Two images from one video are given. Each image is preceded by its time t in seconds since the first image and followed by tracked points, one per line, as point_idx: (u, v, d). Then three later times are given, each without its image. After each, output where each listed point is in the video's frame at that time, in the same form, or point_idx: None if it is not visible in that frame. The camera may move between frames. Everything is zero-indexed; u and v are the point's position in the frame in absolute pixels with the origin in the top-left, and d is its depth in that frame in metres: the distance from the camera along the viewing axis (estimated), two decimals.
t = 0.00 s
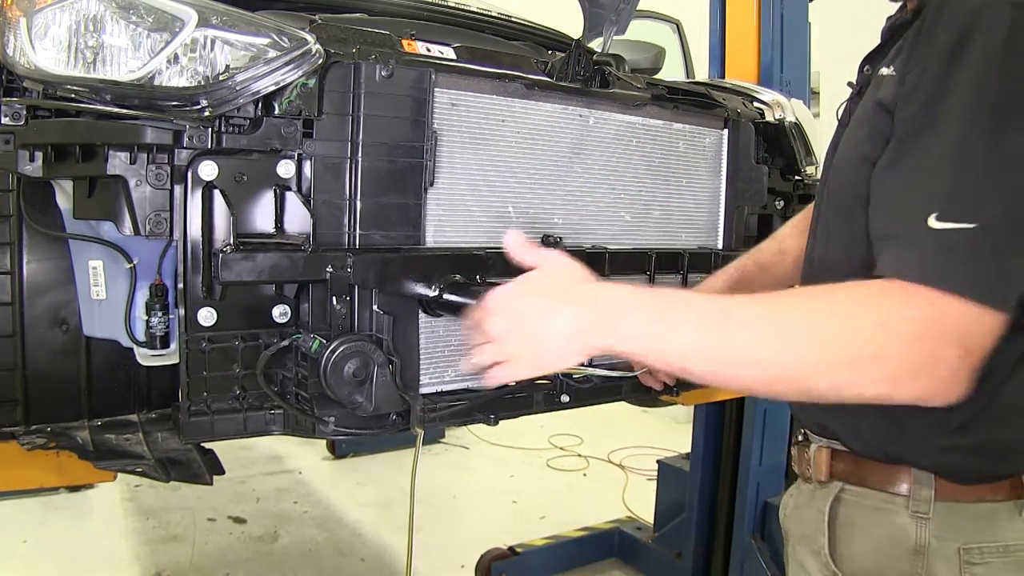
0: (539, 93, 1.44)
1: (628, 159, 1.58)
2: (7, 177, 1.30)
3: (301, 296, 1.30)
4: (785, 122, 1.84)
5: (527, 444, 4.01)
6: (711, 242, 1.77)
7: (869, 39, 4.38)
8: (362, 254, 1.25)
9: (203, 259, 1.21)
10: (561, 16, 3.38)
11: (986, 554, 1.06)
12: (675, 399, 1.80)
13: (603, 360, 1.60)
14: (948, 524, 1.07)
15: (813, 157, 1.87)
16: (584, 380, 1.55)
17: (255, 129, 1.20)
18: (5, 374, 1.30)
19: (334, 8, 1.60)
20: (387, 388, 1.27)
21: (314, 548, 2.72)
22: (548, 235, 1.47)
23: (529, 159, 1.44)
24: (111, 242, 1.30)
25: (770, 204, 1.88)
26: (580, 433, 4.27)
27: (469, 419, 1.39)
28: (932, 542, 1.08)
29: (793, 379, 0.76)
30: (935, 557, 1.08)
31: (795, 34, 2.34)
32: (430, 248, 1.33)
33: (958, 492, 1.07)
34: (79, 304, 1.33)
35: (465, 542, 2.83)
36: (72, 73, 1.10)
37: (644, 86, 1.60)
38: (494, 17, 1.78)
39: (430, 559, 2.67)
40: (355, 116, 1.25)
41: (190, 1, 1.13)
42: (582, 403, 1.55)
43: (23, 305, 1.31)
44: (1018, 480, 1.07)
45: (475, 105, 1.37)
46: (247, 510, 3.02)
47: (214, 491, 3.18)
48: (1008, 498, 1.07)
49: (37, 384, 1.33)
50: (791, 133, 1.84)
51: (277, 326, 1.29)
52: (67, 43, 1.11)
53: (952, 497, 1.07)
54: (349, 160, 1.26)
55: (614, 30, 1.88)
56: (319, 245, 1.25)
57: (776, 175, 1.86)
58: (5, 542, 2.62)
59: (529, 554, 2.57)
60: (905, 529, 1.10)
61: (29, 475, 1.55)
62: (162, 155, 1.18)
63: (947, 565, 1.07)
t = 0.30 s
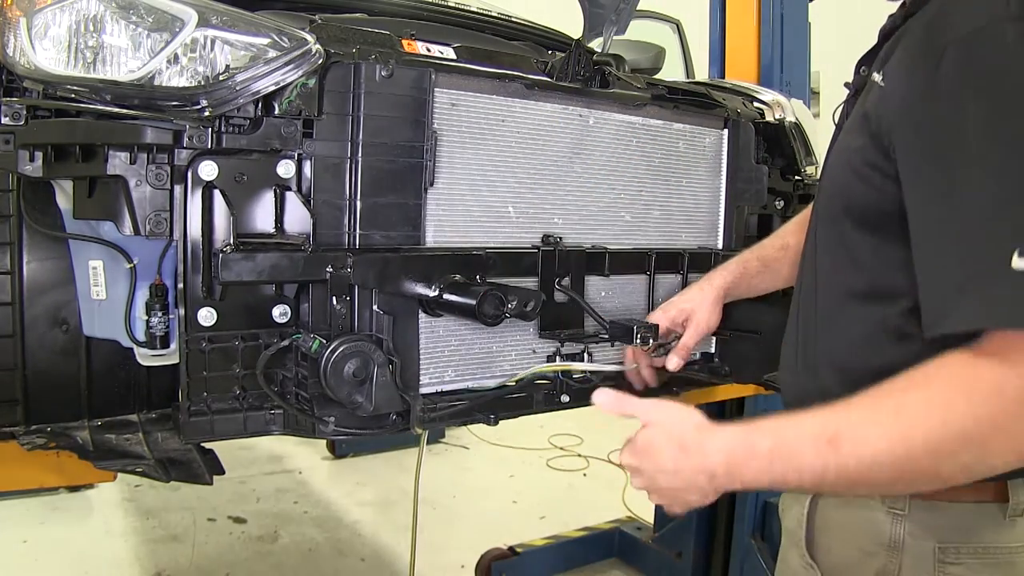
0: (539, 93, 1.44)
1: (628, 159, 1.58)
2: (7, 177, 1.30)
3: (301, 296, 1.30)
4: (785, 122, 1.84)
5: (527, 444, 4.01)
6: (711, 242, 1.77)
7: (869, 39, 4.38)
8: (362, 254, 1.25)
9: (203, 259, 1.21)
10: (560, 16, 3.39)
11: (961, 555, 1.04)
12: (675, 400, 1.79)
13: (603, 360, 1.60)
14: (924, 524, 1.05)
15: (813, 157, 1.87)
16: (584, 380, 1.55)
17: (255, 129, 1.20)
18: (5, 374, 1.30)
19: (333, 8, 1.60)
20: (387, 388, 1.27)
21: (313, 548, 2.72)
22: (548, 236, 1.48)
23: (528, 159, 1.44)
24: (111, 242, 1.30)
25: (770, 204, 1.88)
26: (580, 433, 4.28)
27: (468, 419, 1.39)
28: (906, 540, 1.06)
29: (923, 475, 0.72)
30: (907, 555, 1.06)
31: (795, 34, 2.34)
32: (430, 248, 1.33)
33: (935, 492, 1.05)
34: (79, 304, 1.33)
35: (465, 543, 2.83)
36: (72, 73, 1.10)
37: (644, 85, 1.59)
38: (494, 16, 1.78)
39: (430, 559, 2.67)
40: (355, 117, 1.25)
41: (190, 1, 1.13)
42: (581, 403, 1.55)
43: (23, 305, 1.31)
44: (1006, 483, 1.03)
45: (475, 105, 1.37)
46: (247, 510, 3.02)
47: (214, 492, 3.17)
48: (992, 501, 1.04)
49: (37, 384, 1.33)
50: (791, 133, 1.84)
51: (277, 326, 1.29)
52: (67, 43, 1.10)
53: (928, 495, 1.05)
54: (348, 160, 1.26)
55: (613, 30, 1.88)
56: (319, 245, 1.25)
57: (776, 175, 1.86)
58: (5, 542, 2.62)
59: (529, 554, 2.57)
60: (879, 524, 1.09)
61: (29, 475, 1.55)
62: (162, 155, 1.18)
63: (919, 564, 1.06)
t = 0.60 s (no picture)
0: (539, 93, 1.44)
1: (628, 159, 1.58)
2: (7, 177, 1.30)
3: (301, 296, 1.30)
4: (785, 122, 1.84)
5: (527, 444, 4.01)
6: (711, 242, 1.77)
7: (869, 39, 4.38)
8: (362, 254, 1.25)
9: (203, 259, 1.21)
10: (560, 15, 3.39)
11: (962, 554, 1.04)
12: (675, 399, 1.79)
13: (603, 361, 1.60)
14: (923, 523, 1.06)
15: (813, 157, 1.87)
16: (583, 380, 1.55)
17: (255, 129, 1.20)
18: (5, 374, 1.30)
19: (333, 8, 1.60)
20: (387, 388, 1.27)
21: (313, 548, 2.72)
22: (548, 236, 1.48)
23: (529, 159, 1.44)
24: (111, 242, 1.30)
25: (770, 204, 1.89)
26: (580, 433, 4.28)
27: (468, 419, 1.39)
28: (906, 540, 1.07)
29: (838, 486, 0.85)
30: (909, 554, 1.07)
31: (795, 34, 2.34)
32: (430, 248, 1.33)
33: (935, 491, 1.05)
34: (79, 304, 1.34)
35: (465, 543, 2.83)
36: (72, 73, 1.10)
37: (644, 85, 1.59)
38: (494, 16, 1.78)
39: (429, 559, 2.67)
40: (355, 117, 1.25)
41: (190, 1, 1.13)
42: (581, 403, 1.55)
43: (23, 305, 1.31)
44: (1007, 481, 1.03)
45: (475, 105, 1.37)
46: (247, 510, 3.02)
47: (213, 491, 3.17)
48: (994, 500, 1.04)
49: (37, 384, 1.33)
50: (791, 133, 1.84)
51: (277, 326, 1.29)
52: (67, 43, 1.10)
53: (928, 494, 1.05)
54: (348, 160, 1.26)
55: (613, 30, 1.88)
56: (319, 245, 1.25)
57: (776, 175, 1.86)
58: (5, 542, 2.62)
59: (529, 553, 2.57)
60: (881, 523, 1.09)
61: (29, 475, 1.54)
62: (162, 155, 1.18)
63: (921, 563, 1.06)
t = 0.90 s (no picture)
0: (539, 93, 1.44)
1: (628, 159, 1.58)
2: (7, 177, 1.31)
3: (301, 296, 1.30)
4: (785, 122, 1.85)
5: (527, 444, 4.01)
6: (710, 242, 1.77)
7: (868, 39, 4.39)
8: (362, 254, 1.25)
9: (203, 259, 1.21)
10: (560, 15, 3.39)
11: (958, 559, 1.05)
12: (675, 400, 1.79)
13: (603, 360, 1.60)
14: (921, 528, 1.06)
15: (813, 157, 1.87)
16: (583, 380, 1.56)
17: (255, 128, 1.20)
18: (5, 374, 1.30)
19: (334, 8, 1.61)
20: (387, 388, 1.27)
21: (313, 548, 2.72)
22: (548, 236, 1.48)
23: (528, 159, 1.44)
24: (111, 242, 1.30)
25: (769, 204, 1.89)
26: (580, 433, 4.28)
27: (468, 419, 1.39)
28: (902, 545, 1.07)
29: (756, 482, 0.82)
30: (905, 560, 1.07)
31: (795, 35, 2.34)
32: (430, 248, 1.33)
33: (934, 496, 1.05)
34: (79, 304, 1.33)
35: (465, 543, 2.83)
36: (72, 73, 1.10)
37: (644, 86, 1.59)
38: (494, 16, 1.78)
39: (429, 559, 2.67)
40: (355, 116, 1.25)
41: (190, 1, 1.13)
42: (581, 403, 1.55)
43: (23, 305, 1.31)
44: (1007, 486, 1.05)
45: (475, 105, 1.37)
46: (247, 510, 3.02)
47: (213, 491, 3.17)
48: (992, 504, 1.06)
49: (37, 384, 1.33)
50: (791, 133, 1.84)
51: (277, 326, 1.29)
52: (67, 43, 1.10)
53: (927, 500, 1.05)
54: (349, 160, 1.26)
55: (613, 30, 1.88)
56: (319, 245, 1.25)
57: (775, 175, 1.86)
58: (5, 542, 2.63)
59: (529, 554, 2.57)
60: (878, 530, 1.09)
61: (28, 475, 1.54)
62: (162, 155, 1.18)
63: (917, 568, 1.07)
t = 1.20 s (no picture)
0: (539, 93, 1.44)
1: (628, 159, 1.58)
2: (7, 177, 1.31)
3: (301, 295, 1.30)
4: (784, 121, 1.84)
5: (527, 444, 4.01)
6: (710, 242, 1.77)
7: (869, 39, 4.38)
8: (362, 254, 1.25)
9: (203, 259, 1.21)
10: (561, 14, 3.39)
11: (936, 559, 1.12)
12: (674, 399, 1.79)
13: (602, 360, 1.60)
14: (898, 527, 1.13)
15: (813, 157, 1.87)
16: (583, 380, 1.55)
17: (255, 129, 1.20)
18: (5, 374, 1.30)
19: (334, 8, 1.60)
20: (387, 388, 1.27)
21: (313, 548, 2.72)
22: (548, 236, 1.48)
23: (529, 159, 1.44)
24: (111, 242, 1.30)
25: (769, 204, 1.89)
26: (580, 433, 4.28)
27: (468, 419, 1.40)
28: (882, 541, 1.14)
29: (630, 438, 1.05)
30: (882, 554, 1.15)
31: (795, 35, 2.34)
32: (430, 248, 1.33)
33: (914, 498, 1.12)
34: (79, 304, 1.33)
35: (465, 543, 2.83)
36: (72, 73, 1.10)
37: (644, 86, 1.59)
38: (494, 16, 1.78)
39: (429, 559, 2.67)
40: (355, 117, 1.26)
41: (190, 1, 1.13)
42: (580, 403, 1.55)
43: (23, 305, 1.31)
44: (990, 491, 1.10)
45: (475, 105, 1.36)
46: (247, 510, 3.02)
47: (213, 492, 3.17)
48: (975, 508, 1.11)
49: (37, 384, 1.33)
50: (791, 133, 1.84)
51: (277, 326, 1.29)
52: (67, 43, 1.10)
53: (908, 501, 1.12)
54: (348, 160, 1.26)
55: (613, 30, 1.88)
56: (319, 245, 1.25)
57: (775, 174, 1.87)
58: (6, 542, 2.62)
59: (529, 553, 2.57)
60: (859, 525, 1.16)
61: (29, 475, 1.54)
62: (162, 155, 1.19)
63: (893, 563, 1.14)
